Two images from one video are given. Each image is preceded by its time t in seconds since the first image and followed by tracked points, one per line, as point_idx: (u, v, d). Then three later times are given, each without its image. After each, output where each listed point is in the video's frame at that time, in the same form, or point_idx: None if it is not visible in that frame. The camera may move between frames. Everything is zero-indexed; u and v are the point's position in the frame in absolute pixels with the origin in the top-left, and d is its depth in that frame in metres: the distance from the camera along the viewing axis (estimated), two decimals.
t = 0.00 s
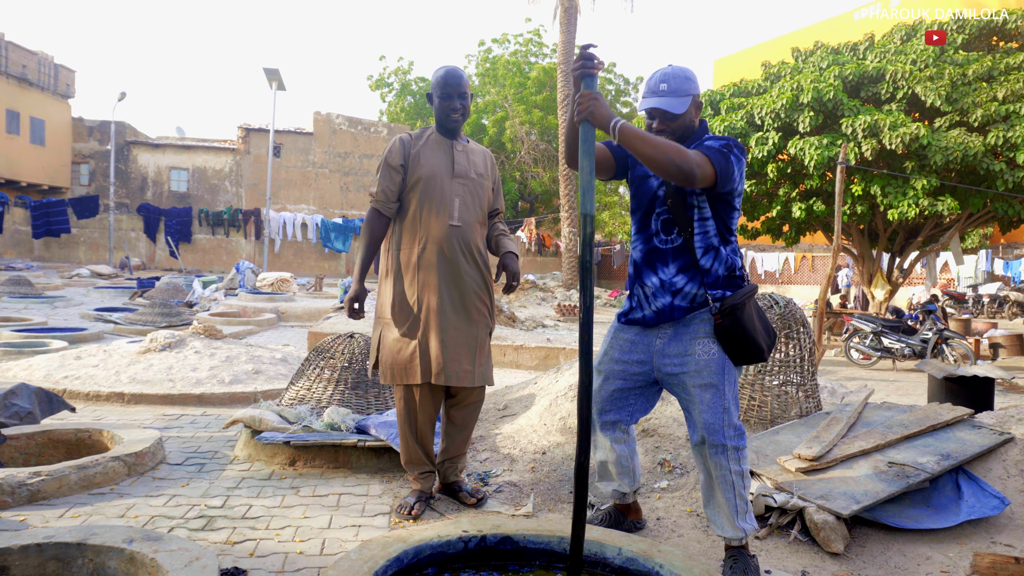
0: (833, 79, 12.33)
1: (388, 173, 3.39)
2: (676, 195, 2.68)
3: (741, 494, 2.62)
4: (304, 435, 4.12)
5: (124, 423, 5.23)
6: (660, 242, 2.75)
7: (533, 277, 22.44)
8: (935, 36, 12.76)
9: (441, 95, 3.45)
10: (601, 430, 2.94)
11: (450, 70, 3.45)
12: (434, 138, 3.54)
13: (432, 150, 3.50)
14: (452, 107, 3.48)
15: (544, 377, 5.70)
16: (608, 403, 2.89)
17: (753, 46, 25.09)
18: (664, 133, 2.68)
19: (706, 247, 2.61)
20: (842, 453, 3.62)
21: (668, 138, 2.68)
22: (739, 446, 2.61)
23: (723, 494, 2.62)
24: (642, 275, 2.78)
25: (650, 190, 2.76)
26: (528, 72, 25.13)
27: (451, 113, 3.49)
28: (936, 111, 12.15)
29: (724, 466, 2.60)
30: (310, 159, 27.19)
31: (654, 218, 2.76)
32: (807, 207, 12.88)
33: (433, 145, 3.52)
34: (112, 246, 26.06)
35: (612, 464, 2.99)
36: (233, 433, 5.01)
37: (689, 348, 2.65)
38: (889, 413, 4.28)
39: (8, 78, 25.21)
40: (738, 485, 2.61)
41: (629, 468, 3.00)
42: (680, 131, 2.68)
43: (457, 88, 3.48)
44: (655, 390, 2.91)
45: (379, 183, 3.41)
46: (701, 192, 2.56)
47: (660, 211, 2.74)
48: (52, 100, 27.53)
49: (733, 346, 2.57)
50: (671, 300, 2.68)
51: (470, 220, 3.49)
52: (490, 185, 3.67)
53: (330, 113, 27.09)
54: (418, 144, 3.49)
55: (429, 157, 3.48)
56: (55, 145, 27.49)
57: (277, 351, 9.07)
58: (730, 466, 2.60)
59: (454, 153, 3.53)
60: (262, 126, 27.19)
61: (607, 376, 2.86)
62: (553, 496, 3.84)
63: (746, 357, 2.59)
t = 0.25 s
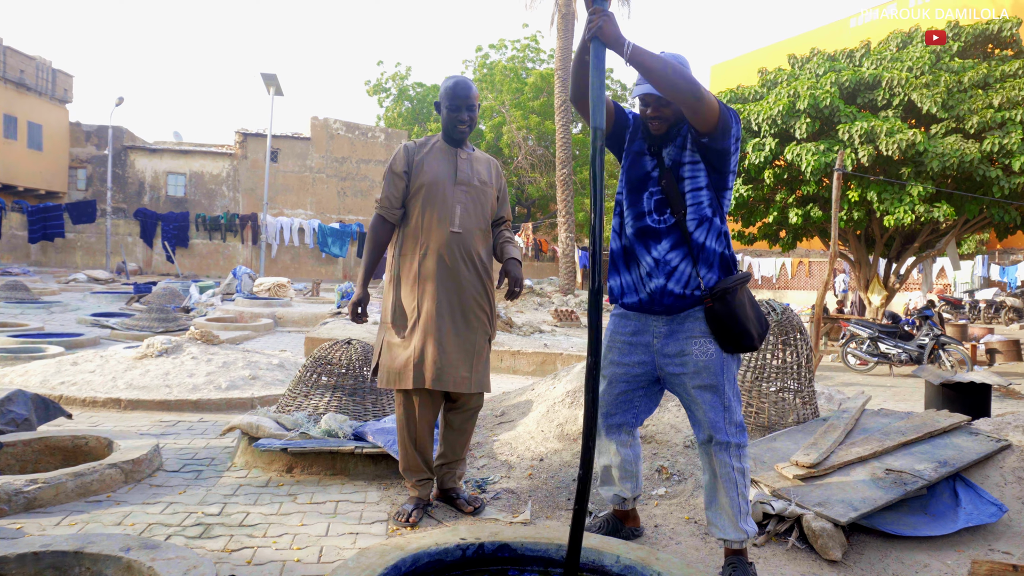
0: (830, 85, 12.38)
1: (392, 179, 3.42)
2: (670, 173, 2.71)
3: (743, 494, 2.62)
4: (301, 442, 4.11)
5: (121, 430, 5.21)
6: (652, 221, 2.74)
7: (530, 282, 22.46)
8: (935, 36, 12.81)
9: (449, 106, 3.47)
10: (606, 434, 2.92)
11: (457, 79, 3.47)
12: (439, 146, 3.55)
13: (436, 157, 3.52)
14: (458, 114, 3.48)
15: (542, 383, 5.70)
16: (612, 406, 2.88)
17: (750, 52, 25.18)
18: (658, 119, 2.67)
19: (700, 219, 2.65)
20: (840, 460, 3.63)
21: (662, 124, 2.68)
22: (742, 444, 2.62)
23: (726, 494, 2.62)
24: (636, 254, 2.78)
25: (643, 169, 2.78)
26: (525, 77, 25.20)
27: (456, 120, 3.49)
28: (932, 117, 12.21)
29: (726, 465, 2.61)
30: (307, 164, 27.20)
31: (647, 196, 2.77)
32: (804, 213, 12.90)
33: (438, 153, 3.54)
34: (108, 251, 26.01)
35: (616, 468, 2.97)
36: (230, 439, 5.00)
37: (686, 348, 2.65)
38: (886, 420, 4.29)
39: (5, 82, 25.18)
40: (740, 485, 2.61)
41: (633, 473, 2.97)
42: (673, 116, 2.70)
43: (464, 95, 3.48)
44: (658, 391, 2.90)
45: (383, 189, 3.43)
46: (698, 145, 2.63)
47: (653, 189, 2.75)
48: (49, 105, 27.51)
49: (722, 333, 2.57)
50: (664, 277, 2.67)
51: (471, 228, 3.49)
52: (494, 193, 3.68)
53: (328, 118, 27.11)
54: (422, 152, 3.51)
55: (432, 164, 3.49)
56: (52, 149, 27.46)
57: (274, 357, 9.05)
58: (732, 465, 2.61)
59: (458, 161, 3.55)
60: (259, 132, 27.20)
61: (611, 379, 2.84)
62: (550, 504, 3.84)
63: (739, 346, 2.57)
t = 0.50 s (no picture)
0: (826, 91, 12.43)
1: (395, 188, 3.47)
2: (663, 169, 2.74)
3: (744, 497, 2.62)
4: (299, 449, 4.11)
5: (118, 437, 5.20)
6: (649, 214, 2.75)
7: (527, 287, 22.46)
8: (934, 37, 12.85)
9: (455, 117, 3.48)
10: (609, 439, 2.94)
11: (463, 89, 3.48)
12: (443, 156, 3.57)
13: (439, 167, 3.53)
14: (463, 125, 3.49)
15: (539, 389, 5.70)
16: (614, 412, 2.89)
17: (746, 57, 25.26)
18: (653, 122, 2.69)
19: (695, 211, 2.68)
20: (837, 465, 3.63)
21: (657, 125, 2.69)
22: (741, 445, 2.63)
23: (728, 495, 2.62)
24: (632, 247, 2.79)
25: (639, 163, 2.80)
26: (522, 83, 25.25)
27: (460, 130, 3.50)
28: (928, 122, 12.26)
29: (726, 466, 2.62)
30: (304, 169, 27.17)
31: (644, 189, 2.77)
32: (800, 217, 12.92)
33: (441, 162, 3.55)
34: (105, 256, 25.95)
35: (619, 474, 2.97)
36: (227, 446, 4.99)
37: (683, 352, 2.66)
38: (883, 426, 4.30)
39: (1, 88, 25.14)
40: (742, 487, 2.62)
41: (634, 478, 2.97)
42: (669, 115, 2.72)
43: (470, 106, 3.47)
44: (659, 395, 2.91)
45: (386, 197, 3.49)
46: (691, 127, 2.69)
47: (648, 185, 2.76)
48: (45, 110, 27.46)
49: (719, 331, 2.59)
50: (661, 271, 2.69)
51: (471, 237, 3.49)
52: (497, 205, 3.67)
53: (325, 123, 27.11)
54: (426, 161, 3.54)
55: (435, 173, 3.51)
56: (48, 155, 27.41)
57: (271, 362, 9.03)
58: (732, 466, 2.62)
59: (461, 171, 3.55)
60: (256, 137, 27.19)
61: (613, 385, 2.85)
62: (548, 511, 3.84)
63: (734, 345, 2.59)
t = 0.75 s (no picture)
0: (821, 95, 12.48)
1: (394, 194, 3.50)
2: (652, 173, 2.74)
3: (741, 500, 2.62)
4: (295, 455, 4.10)
5: (114, 443, 5.18)
6: (638, 218, 2.76)
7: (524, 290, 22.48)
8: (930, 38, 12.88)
9: (456, 125, 3.49)
10: (607, 443, 2.94)
11: (466, 99, 3.48)
12: (444, 163, 3.57)
13: (439, 175, 3.54)
14: (465, 134, 3.49)
15: (535, 394, 5.70)
16: (611, 417, 2.90)
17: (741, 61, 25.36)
18: (644, 125, 2.67)
19: (685, 215, 2.68)
20: (833, 470, 3.64)
21: (648, 130, 2.68)
22: (737, 448, 2.64)
23: (727, 498, 2.62)
24: (624, 249, 2.81)
25: (629, 166, 2.81)
26: (518, 86, 25.29)
27: (461, 139, 3.49)
28: (923, 127, 12.32)
29: (723, 469, 2.63)
30: (300, 173, 27.17)
31: (633, 192, 2.78)
32: (796, 221, 12.95)
33: (441, 170, 3.56)
34: (100, 261, 25.90)
35: (617, 477, 2.96)
36: (223, 452, 4.98)
37: (676, 359, 2.66)
38: (878, 430, 4.31)
39: None
40: (739, 490, 2.62)
41: (633, 482, 2.95)
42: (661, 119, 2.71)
43: (472, 116, 3.47)
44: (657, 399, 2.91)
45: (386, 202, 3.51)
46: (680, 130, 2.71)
47: (638, 187, 2.77)
48: (41, 114, 27.41)
49: (709, 335, 2.59)
50: (650, 275, 2.71)
51: (466, 245, 3.49)
52: (496, 215, 3.66)
53: (321, 127, 27.11)
54: (427, 167, 3.55)
55: (434, 181, 3.52)
56: (43, 159, 27.36)
57: (267, 367, 9.01)
58: (729, 468, 2.63)
59: (460, 179, 3.55)
60: (252, 141, 27.20)
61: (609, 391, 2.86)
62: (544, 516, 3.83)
63: (724, 349, 2.59)
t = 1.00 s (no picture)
0: (817, 95, 12.51)
1: (384, 194, 3.48)
2: (646, 192, 2.72)
3: (742, 505, 2.63)
4: (292, 453, 4.10)
5: (110, 442, 5.18)
6: (637, 239, 2.75)
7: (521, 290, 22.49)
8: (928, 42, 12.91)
9: (444, 124, 3.47)
10: (599, 447, 2.94)
11: (455, 97, 3.46)
12: (433, 163, 3.56)
13: (429, 174, 3.53)
14: (455, 133, 3.47)
15: (533, 393, 5.70)
16: (607, 420, 2.90)
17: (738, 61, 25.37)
18: (629, 135, 2.68)
19: (682, 232, 2.67)
20: (829, 470, 3.65)
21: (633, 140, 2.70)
22: (739, 455, 2.65)
23: (727, 505, 2.63)
24: (625, 272, 2.79)
25: (623, 185, 2.79)
26: (515, 86, 25.28)
27: (451, 138, 3.48)
28: (919, 127, 12.35)
29: (725, 476, 2.63)
30: (297, 172, 27.15)
31: (630, 214, 2.77)
32: (793, 221, 12.98)
33: (432, 169, 3.55)
34: (97, 260, 25.84)
35: (611, 481, 2.97)
36: (220, 451, 4.98)
37: (682, 363, 2.66)
38: (875, 430, 4.32)
39: None
40: (740, 496, 2.63)
41: (627, 485, 2.98)
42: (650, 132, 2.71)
43: (461, 114, 3.45)
44: (653, 404, 2.92)
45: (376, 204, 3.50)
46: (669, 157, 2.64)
47: (634, 208, 2.76)
48: (37, 113, 27.33)
49: (716, 350, 2.59)
50: (654, 295, 2.67)
51: (459, 244, 3.48)
52: (487, 212, 3.67)
53: (318, 126, 27.07)
54: (416, 167, 3.54)
55: (424, 181, 3.51)
56: (39, 158, 27.29)
57: (264, 366, 9.00)
58: (732, 475, 2.63)
59: (450, 178, 3.54)
60: (249, 140, 27.15)
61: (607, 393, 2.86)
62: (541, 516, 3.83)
63: (729, 357, 2.60)
